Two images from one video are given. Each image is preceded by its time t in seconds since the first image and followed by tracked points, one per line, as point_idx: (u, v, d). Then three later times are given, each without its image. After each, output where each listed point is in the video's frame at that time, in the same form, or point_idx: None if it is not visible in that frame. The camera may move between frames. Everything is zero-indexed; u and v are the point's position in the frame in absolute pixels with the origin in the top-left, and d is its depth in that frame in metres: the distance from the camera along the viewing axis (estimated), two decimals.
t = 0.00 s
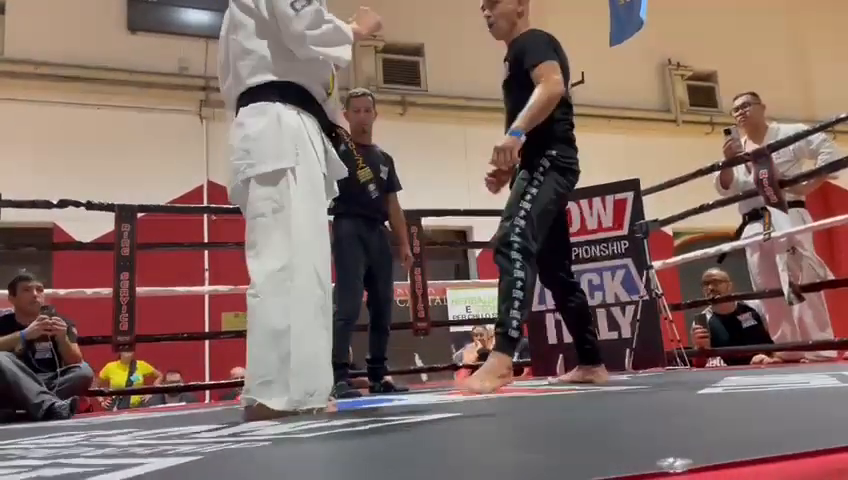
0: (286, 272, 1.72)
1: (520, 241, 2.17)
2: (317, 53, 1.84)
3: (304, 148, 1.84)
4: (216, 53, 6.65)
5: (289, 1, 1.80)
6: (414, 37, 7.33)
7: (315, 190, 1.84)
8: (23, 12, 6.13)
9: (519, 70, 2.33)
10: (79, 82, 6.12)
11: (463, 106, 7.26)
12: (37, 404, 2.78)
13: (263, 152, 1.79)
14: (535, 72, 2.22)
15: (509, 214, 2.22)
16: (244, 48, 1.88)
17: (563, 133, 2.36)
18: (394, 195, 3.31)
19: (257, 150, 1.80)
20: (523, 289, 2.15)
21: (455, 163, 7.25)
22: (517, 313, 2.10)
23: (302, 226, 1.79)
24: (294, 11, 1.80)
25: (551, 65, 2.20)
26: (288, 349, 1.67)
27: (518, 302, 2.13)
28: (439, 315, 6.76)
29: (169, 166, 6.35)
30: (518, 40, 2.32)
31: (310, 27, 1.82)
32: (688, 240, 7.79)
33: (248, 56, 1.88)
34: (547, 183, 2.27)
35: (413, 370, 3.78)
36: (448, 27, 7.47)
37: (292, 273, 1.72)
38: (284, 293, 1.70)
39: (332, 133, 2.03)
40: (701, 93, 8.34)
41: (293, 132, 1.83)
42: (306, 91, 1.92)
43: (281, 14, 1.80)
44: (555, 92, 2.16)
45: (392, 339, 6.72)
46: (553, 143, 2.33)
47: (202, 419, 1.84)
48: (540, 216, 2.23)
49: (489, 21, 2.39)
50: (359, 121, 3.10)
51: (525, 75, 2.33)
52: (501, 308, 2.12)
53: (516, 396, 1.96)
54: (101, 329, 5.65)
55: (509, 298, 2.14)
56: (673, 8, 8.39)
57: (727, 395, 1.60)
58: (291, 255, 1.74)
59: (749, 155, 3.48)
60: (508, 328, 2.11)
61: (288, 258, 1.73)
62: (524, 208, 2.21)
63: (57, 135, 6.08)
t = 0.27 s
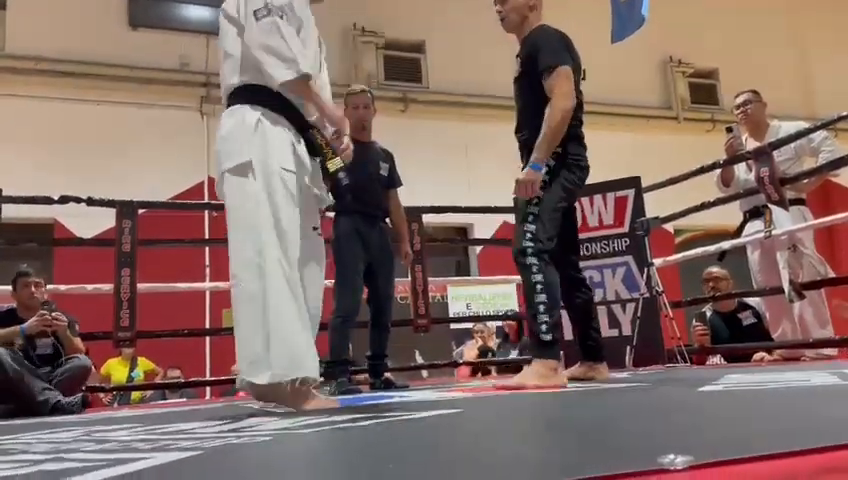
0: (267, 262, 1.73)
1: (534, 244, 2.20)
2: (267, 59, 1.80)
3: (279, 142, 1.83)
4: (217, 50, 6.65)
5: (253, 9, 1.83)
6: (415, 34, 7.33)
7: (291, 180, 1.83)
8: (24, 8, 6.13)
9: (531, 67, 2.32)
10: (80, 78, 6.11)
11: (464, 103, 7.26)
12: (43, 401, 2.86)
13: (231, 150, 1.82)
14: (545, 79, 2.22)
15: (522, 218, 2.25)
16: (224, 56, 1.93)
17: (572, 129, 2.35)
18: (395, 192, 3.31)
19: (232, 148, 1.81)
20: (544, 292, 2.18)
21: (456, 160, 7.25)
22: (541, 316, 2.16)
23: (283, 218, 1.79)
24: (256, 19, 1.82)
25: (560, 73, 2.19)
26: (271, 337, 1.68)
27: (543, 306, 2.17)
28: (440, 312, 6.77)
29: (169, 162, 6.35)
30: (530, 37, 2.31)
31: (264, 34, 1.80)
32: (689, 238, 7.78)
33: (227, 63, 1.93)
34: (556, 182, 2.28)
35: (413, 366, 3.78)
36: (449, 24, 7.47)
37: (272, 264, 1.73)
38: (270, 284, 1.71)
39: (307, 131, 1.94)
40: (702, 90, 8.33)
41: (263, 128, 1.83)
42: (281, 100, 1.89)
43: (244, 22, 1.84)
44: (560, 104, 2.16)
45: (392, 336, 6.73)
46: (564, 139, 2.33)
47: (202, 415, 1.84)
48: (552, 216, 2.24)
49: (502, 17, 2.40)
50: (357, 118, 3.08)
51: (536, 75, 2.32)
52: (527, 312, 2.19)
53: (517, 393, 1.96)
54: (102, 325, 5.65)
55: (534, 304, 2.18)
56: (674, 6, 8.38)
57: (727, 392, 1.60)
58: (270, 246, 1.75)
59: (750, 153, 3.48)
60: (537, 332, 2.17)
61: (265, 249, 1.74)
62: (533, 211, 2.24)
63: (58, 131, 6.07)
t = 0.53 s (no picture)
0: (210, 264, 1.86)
1: (533, 242, 2.20)
2: (236, 56, 1.90)
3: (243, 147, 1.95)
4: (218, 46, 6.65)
5: (231, 12, 1.95)
6: (416, 30, 7.32)
7: (253, 183, 1.94)
8: (25, 3, 6.13)
9: (521, 60, 2.31)
10: (81, 74, 6.11)
11: (465, 101, 7.25)
12: (40, 399, 2.87)
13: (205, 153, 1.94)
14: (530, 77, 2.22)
15: (521, 215, 2.25)
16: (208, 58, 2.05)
17: (569, 117, 2.34)
18: (396, 189, 3.30)
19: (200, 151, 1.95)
20: (544, 291, 2.18)
21: (456, 157, 7.25)
22: (542, 314, 2.17)
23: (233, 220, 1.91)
24: (232, 21, 1.93)
25: (545, 71, 2.19)
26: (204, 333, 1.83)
27: (542, 306, 2.17)
28: (440, 309, 6.77)
29: (170, 159, 6.35)
30: (518, 31, 2.30)
31: (237, 33, 1.91)
32: (690, 235, 7.78)
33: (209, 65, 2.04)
34: (554, 177, 2.27)
35: (413, 363, 3.78)
36: (450, 21, 7.46)
37: (214, 265, 1.86)
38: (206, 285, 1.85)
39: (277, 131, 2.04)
40: (704, 88, 8.32)
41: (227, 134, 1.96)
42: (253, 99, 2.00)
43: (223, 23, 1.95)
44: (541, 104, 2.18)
45: (392, 333, 6.73)
46: (558, 129, 2.32)
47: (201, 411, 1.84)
48: (552, 212, 2.24)
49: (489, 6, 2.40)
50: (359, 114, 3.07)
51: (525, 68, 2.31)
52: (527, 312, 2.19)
53: (516, 390, 1.96)
54: (102, 321, 5.65)
55: (534, 304, 2.18)
56: (676, 2, 8.37)
57: (726, 390, 1.60)
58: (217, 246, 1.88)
59: (751, 150, 3.48)
60: (538, 331, 2.17)
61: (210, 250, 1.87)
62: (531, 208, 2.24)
63: (59, 127, 6.08)
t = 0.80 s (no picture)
0: (171, 279, 1.93)
1: (533, 240, 2.20)
2: (205, 69, 1.90)
3: (214, 161, 2.02)
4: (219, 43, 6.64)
5: (198, 22, 1.94)
6: (418, 27, 7.31)
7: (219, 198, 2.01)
8: None
9: (527, 61, 2.31)
10: (82, 71, 6.11)
11: (466, 98, 7.24)
12: (42, 396, 2.88)
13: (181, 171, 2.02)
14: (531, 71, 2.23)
15: (523, 214, 2.25)
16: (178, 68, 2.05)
17: (570, 119, 2.33)
18: (397, 187, 3.30)
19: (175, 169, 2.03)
20: (544, 289, 2.18)
21: (458, 155, 7.25)
22: (541, 311, 2.17)
23: (200, 234, 1.99)
24: (200, 31, 1.93)
25: (546, 70, 2.20)
26: (162, 347, 1.89)
27: (543, 303, 2.17)
28: (441, 307, 6.77)
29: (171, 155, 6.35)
30: (524, 31, 2.31)
31: (206, 43, 1.91)
32: (691, 233, 7.78)
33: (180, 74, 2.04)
34: (555, 177, 2.27)
35: (414, 361, 3.78)
36: (452, 18, 7.44)
37: (177, 279, 1.93)
38: (165, 300, 1.91)
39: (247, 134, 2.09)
40: (705, 85, 8.31)
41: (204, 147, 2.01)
42: (226, 112, 2.04)
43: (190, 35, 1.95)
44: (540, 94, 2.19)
45: (393, 330, 6.73)
46: (560, 131, 2.32)
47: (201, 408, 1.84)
48: (553, 213, 2.24)
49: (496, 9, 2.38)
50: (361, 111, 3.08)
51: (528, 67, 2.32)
52: (527, 309, 2.19)
53: (517, 387, 1.97)
54: (104, 317, 5.66)
55: (534, 301, 2.18)
56: None
57: (726, 388, 1.60)
58: (180, 260, 1.95)
59: (752, 148, 3.47)
60: (537, 328, 2.17)
61: (172, 264, 1.94)
62: (533, 208, 2.24)
63: (60, 124, 6.08)
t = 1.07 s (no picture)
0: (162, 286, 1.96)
1: (534, 231, 2.20)
2: (178, 76, 1.91)
3: (197, 162, 2.03)
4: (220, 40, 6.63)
5: (172, 27, 1.93)
6: (419, 25, 7.30)
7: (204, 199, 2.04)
8: None
9: (541, 64, 2.32)
10: (83, 68, 6.10)
11: (467, 96, 7.24)
12: (44, 393, 2.89)
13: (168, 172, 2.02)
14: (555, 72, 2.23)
15: (524, 208, 2.25)
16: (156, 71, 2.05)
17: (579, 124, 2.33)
18: (398, 185, 3.30)
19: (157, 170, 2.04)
20: (542, 278, 2.17)
21: (459, 152, 7.25)
22: (538, 300, 2.16)
23: (185, 236, 2.01)
24: (173, 37, 1.92)
25: (568, 72, 2.20)
26: (157, 353, 1.91)
27: (541, 292, 2.17)
28: (442, 305, 6.77)
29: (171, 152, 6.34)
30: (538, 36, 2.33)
31: (179, 50, 1.91)
32: (692, 231, 7.78)
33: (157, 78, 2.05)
34: (559, 175, 2.27)
35: (415, 358, 3.78)
36: (453, 16, 7.44)
37: (163, 282, 1.96)
38: (157, 307, 1.94)
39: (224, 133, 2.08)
40: (707, 83, 8.30)
41: (185, 148, 2.01)
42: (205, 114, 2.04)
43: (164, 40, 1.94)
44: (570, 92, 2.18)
45: (393, 328, 6.73)
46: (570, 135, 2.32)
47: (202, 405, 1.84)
48: (555, 208, 2.23)
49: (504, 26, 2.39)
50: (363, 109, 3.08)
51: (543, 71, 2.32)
52: (525, 298, 2.19)
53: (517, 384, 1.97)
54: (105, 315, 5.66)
55: (532, 289, 2.18)
56: None
57: (727, 386, 1.60)
58: (169, 265, 1.97)
59: (753, 146, 3.47)
60: (534, 314, 2.18)
61: (162, 270, 1.97)
62: (536, 201, 2.24)
63: (61, 122, 6.07)
